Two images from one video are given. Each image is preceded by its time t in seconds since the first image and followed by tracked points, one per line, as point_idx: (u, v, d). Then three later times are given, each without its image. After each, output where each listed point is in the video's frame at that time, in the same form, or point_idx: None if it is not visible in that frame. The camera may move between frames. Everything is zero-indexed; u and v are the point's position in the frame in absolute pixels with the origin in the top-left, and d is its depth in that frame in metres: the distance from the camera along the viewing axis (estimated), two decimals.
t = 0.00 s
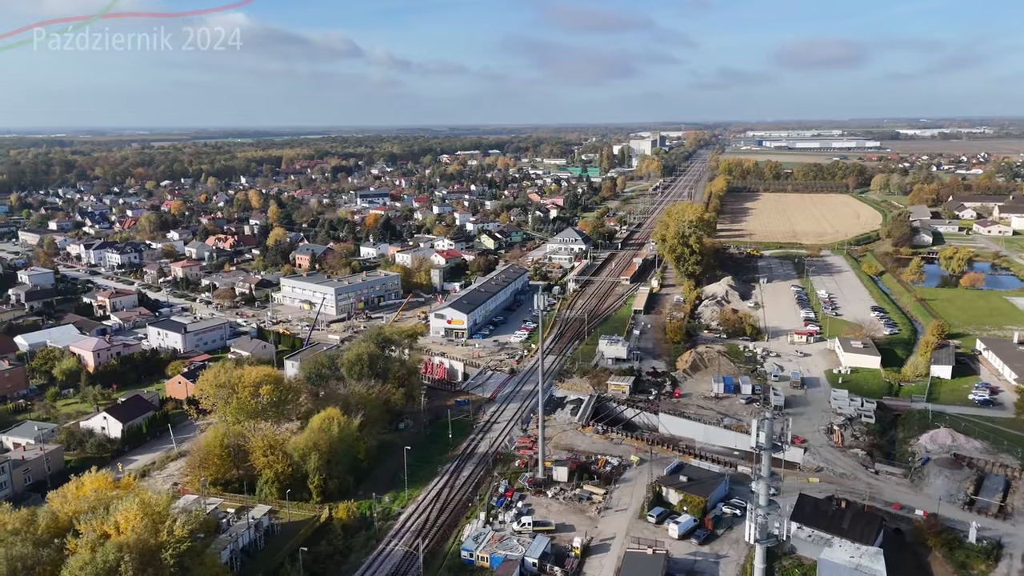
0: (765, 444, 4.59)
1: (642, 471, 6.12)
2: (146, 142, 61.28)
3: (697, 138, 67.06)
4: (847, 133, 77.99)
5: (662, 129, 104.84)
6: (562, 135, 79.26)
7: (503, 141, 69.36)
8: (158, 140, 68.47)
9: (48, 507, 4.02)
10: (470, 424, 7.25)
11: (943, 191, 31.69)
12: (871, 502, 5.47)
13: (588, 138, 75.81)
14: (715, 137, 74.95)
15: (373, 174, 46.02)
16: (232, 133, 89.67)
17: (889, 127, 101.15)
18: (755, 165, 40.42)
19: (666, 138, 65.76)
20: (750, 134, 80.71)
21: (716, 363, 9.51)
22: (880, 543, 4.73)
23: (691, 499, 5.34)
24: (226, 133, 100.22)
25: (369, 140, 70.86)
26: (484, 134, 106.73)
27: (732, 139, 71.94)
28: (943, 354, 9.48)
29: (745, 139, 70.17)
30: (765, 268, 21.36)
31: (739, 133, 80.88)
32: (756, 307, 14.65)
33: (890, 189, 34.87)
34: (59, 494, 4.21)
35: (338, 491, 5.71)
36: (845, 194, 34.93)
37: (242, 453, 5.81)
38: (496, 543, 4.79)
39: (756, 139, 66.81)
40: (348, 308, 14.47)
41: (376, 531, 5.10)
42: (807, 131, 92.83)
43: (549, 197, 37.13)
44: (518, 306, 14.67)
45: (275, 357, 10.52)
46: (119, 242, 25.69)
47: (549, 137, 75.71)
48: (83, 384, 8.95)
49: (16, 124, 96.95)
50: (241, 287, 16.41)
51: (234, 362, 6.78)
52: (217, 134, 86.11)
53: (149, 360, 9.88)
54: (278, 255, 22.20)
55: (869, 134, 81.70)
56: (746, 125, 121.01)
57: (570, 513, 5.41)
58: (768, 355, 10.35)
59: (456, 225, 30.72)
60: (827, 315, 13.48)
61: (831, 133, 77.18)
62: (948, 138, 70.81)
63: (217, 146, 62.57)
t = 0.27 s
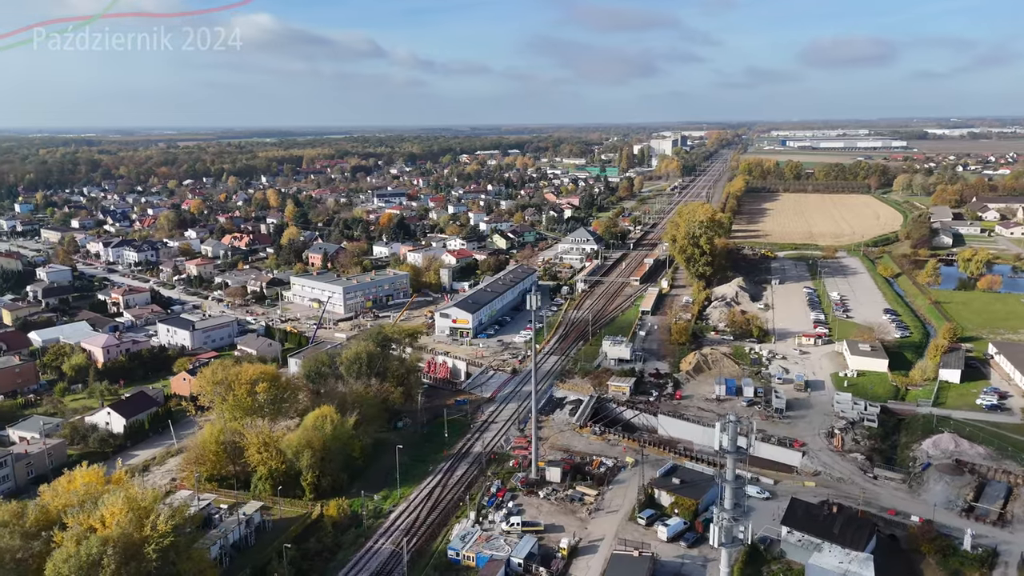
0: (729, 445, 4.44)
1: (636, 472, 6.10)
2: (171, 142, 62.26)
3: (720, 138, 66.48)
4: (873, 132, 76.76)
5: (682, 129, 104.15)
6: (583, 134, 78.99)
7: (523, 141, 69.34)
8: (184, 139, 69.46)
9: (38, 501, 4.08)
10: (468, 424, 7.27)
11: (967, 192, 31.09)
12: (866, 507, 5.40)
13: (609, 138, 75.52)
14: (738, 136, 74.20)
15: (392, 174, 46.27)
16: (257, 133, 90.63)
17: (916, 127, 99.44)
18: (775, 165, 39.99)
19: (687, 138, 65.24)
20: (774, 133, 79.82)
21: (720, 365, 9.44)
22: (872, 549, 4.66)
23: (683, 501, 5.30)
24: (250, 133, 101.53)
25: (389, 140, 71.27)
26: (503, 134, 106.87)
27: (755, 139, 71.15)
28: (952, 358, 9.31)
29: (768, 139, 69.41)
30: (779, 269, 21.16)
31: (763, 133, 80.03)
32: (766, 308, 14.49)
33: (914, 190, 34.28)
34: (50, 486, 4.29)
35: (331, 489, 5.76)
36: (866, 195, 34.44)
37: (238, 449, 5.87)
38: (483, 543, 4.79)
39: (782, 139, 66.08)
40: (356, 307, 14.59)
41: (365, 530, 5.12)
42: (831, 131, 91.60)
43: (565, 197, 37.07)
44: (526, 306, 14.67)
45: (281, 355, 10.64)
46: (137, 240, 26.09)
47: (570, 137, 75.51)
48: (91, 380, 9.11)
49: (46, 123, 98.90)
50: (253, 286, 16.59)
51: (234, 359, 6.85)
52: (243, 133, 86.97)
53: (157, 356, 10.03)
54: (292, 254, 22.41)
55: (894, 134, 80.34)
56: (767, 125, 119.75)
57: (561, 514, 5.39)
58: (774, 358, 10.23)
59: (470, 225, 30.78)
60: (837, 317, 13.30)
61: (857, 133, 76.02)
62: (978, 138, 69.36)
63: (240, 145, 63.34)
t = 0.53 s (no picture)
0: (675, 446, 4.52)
1: (627, 474, 6.06)
2: (209, 141, 63.72)
3: (753, 139, 65.46)
4: (914, 132, 74.72)
5: (714, 129, 102.90)
6: (615, 134, 78.49)
7: (553, 141, 69.26)
8: (221, 138, 70.92)
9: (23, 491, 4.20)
10: (463, 424, 7.30)
11: (1005, 194, 30.12)
12: (857, 515, 5.30)
13: (641, 138, 74.95)
14: (773, 136, 72.94)
15: (420, 173, 46.57)
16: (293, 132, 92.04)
17: (958, 127, 96.63)
18: (807, 165, 39.26)
19: (719, 138, 64.35)
20: (812, 133, 78.54)
21: (725, 368, 9.32)
22: (856, 557, 4.58)
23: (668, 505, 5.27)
24: (284, 132, 103.47)
25: (420, 139, 71.72)
26: (532, 133, 106.94)
27: (791, 139, 69.85)
28: (966, 365, 9.04)
29: (804, 139, 68.09)
30: (799, 272, 20.83)
31: (798, 133, 78.60)
32: (781, 311, 14.24)
33: (949, 191, 33.32)
34: (39, 476, 4.43)
35: (321, 485, 5.83)
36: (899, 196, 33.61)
37: (231, 444, 5.96)
38: (463, 542, 4.81)
39: (818, 139, 64.76)
40: (369, 306, 14.74)
41: (350, 526, 5.17)
42: (868, 131, 89.57)
43: (590, 197, 36.93)
44: (536, 306, 14.67)
45: (289, 352, 10.81)
46: (164, 238, 26.70)
47: (601, 137, 75.09)
48: (104, 374, 9.39)
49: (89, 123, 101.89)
50: (271, 283, 16.88)
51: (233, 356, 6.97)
52: (280, 133, 88.41)
53: (169, 352, 10.27)
54: (312, 252, 22.72)
55: (936, 133, 78.15)
56: (802, 125, 117.58)
57: (546, 515, 5.39)
58: (782, 362, 10.05)
59: (492, 224, 30.84)
60: (853, 321, 13.00)
61: (897, 133, 74.05)
62: None
63: (274, 144, 64.42)
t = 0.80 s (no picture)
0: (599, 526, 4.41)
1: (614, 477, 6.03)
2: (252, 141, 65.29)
3: (797, 139, 64.00)
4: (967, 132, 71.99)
5: (753, 128, 101.06)
6: (654, 133, 77.62)
7: (590, 140, 68.85)
8: (265, 138, 72.51)
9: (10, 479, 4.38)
10: (458, 423, 7.34)
11: None
12: (845, 525, 5.19)
13: (680, 138, 73.95)
14: (818, 137, 71.13)
15: (454, 173, 46.83)
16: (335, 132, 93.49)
17: (1014, 127, 92.84)
18: (848, 166, 38.25)
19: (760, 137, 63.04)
20: (857, 132, 76.48)
21: (730, 372, 9.19)
22: (834, 568, 4.48)
23: (650, 510, 5.22)
24: (323, 131, 105.29)
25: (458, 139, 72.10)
26: (567, 132, 106.64)
27: (837, 139, 68.08)
28: (983, 374, 8.71)
29: (850, 138, 66.23)
30: (825, 274, 20.38)
31: (844, 132, 76.58)
32: (799, 315, 13.87)
33: (996, 193, 32.05)
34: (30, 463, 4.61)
35: (309, 480, 5.93)
36: (942, 197, 32.49)
37: (223, 438, 6.11)
38: (438, 540, 4.84)
39: (864, 139, 62.96)
40: (383, 304, 14.96)
41: (331, 521, 5.26)
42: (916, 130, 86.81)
43: (619, 197, 36.68)
44: (550, 306, 14.67)
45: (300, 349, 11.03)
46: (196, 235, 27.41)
47: (640, 136, 74.28)
48: (119, 367, 9.72)
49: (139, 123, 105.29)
50: (291, 280, 17.21)
51: (232, 351, 7.12)
52: (323, 133, 89.87)
53: (182, 346, 10.57)
54: (335, 250, 23.06)
55: (991, 132, 75.19)
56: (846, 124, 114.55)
57: (527, 516, 5.39)
58: (792, 367, 9.83)
59: (517, 224, 30.86)
60: (872, 326, 12.61)
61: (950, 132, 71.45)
62: None
63: (314, 143, 65.56)
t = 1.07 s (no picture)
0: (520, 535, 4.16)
1: (600, 479, 6.00)
2: (295, 139, 66.68)
3: (845, 139, 62.18)
4: None
5: (798, 127, 98.78)
6: (698, 132, 76.42)
7: (630, 140, 68.18)
8: (311, 136, 73.96)
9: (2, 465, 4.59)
10: (453, 422, 7.40)
11: None
12: (829, 535, 5.07)
13: (722, 138, 72.73)
14: (869, 136, 68.89)
15: (489, 172, 46.96)
16: (377, 131, 94.71)
17: None
18: (894, 168, 37.03)
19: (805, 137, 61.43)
20: (910, 132, 73.99)
21: (735, 376, 9.05)
22: None
23: (628, 513, 5.19)
24: (365, 130, 106.86)
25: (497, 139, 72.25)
26: (605, 132, 105.92)
27: (889, 139, 65.89)
28: (1000, 383, 8.36)
29: (902, 138, 64.04)
30: (855, 277, 19.85)
31: (897, 130, 74.08)
32: (819, 319, 13.36)
33: None
34: (25, 449, 4.85)
35: (299, 474, 6.06)
36: (991, 199, 31.22)
37: (218, 431, 6.28)
38: (412, 537, 4.90)
39: (917, 139, 60.81)
40: (398, 302, 15.13)
41: (314, 515, 5.38)
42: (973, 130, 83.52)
43: (652, 197, 36.31)
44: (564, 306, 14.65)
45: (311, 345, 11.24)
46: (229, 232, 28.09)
47: (682, 135, 73.17)
48: (135, 360, 10.07)
49: (190, 123, 108.58)
50: (313, 277, 17.53)
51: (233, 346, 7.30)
52: (367, 131, 91.09)
53: (197, 340, 10.88)
54: (360, 248, 23.37)
55: None
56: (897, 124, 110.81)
57: (507, 516, 5.42)
58: (802, 372, 9.57)
59: (545, 224, 30.80)
60: (893, 331, 12.12)
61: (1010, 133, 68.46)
62: None
63: (355, 142, 66.52)
